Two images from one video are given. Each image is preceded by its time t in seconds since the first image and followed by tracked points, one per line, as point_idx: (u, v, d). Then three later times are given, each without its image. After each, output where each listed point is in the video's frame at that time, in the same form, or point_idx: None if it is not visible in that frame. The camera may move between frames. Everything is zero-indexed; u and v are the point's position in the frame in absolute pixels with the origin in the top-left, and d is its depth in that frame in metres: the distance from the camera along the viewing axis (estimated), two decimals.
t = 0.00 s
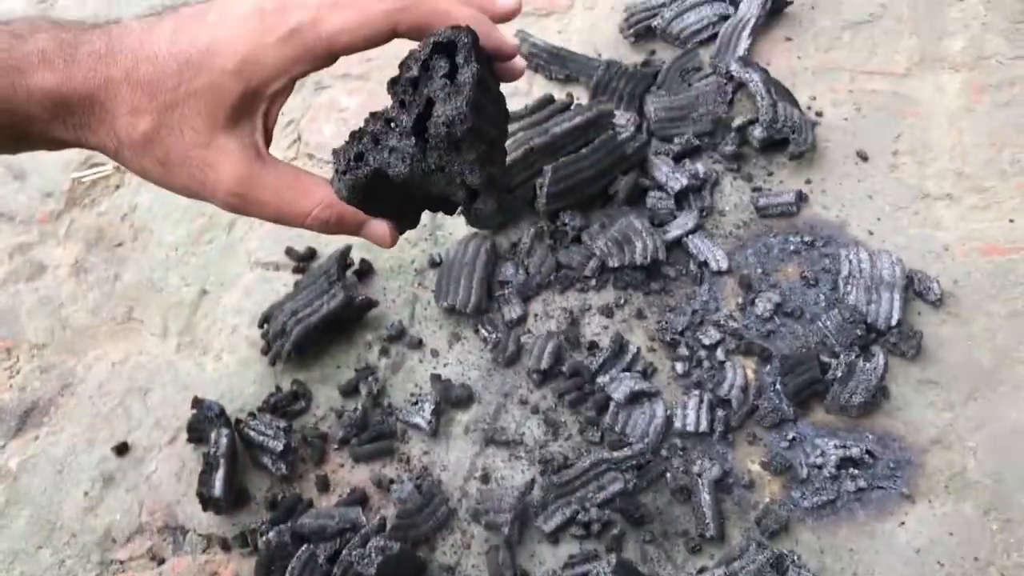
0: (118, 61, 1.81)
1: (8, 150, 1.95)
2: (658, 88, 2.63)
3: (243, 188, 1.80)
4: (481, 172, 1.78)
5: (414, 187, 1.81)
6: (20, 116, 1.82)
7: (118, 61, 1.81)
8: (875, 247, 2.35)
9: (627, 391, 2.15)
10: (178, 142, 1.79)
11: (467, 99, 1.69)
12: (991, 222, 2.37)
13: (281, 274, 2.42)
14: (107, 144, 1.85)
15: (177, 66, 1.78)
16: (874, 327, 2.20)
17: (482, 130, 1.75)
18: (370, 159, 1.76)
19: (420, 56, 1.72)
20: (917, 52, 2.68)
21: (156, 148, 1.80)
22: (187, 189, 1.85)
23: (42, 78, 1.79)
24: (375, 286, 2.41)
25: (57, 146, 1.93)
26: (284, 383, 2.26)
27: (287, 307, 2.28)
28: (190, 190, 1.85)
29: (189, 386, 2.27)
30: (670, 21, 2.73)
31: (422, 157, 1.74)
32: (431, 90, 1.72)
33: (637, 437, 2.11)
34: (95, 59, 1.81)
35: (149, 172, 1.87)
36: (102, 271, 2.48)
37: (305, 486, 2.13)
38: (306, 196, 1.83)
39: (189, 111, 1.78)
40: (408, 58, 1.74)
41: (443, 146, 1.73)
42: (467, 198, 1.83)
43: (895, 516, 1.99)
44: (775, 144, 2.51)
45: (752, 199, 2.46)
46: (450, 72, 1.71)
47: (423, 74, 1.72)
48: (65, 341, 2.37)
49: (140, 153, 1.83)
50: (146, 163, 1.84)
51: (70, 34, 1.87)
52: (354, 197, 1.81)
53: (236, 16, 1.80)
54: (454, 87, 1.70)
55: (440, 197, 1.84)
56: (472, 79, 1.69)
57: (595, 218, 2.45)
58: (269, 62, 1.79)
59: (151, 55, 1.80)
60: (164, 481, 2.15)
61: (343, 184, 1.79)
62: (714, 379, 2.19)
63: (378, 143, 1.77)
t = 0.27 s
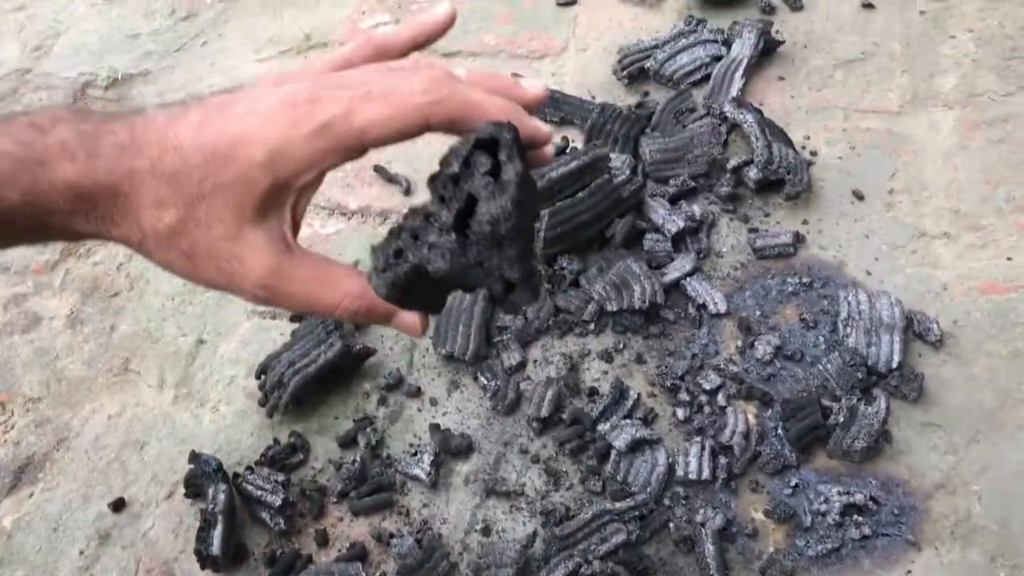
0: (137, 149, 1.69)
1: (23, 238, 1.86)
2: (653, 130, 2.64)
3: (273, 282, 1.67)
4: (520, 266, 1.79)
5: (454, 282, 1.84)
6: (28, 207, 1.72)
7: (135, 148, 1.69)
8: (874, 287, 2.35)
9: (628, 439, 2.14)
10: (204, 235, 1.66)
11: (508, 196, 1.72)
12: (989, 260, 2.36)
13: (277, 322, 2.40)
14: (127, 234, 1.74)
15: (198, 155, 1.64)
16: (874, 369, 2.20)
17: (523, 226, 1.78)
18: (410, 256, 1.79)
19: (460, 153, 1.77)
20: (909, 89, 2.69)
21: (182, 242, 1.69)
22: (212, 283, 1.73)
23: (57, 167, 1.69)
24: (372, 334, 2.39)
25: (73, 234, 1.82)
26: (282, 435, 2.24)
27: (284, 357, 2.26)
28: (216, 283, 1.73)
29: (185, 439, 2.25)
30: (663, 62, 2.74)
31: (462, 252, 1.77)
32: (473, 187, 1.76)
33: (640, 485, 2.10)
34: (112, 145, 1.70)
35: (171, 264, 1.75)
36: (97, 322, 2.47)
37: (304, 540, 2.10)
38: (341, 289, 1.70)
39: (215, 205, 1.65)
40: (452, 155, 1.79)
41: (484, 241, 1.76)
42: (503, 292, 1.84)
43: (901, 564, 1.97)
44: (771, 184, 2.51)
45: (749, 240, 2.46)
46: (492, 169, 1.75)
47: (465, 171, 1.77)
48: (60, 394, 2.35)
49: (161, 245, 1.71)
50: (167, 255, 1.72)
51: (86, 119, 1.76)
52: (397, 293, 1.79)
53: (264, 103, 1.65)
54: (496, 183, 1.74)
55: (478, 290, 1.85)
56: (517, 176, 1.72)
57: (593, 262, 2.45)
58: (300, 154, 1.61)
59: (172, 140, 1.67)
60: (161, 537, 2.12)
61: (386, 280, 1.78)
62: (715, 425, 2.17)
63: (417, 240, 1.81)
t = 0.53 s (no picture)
0: (140, 183, 1.77)
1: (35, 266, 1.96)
2: (647, 139, 2.62)
3: (272, 312, 1.73)
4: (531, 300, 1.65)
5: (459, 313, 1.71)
6: (37, 236, 1.83)
7: (138, 182, 1.77)
8: (872, 297, 2.32)
9: (624, 452, 2.11)
10: (204, 266, 1.74)
11: (518, 230, 1.59)
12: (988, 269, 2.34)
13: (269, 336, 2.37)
14: (130, 265, 1.83)
15: (199, 187, 1.72)
16: (873, 380, 2.17)
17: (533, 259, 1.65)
18: (415, 290, 1.67)
19: (467, 182, 1.63)
20: (906, 97, 2.67)
21: (180, 273, 1.76)
22: (213, 311, 1.80)
23: (62, 200, 1.80)
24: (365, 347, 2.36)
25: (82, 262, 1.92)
26: (274, 451, 2.21)
27: (276, 372, 2.23)
28: (217, 312, 1.80)
29: (176, 455, 2.22)
30: (658, 70, 2.72)
31: (469, 287, 1.64)
32: (480, 218, 1.63)
33: (636, 500, 2.06)
34: (116, 179, 1.79)
35: (170, 294, 1.83)
36: (86, 337, 2.44)
37: (296, 558, 2.07)
38: (338, 317, 1.75)
39: (214, 235, 1.72)
40: (457, 182, 1.65)
41: (492, 276, 1.63)
42: (513, 328, 1.70)
43: None
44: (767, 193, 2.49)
45: (745, 250, 2.44)
46: (501, 200, 1.62)
47: (472, 201, 1.63)
48: (48, 411, 2.32)
49: (163, 276, 1.79)
50: (170, 286, 1.80)
51: (93, 153, 1.86)
52: (400, 327, 1.69)
53: (263, 133, 1.70)
54: (506, 215, 1.62)
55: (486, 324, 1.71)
56: (527, 210, 1.60)
57: (587, 273, 2.42)
58: (298, 184, 1.67)
59: (174, 174, 1.75)
60: (151, 556, 2.08)
61: (389, 317, 1.68)
62: (713, 438, 2.15)
63: (422, 273, 1.67)
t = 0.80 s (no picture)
0: (127, 172, 1.77)
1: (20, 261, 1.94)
2: (641, 137, 2.63)
3: (260, 299, 1.72)
4: (518, 284, 1.65)
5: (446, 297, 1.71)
6: (24, 228, 1.81)
7: (125, 171, 1.77)
8: (866, 294, 2.33)
9: (619, 450, 2.11)
10: (191, 254, 1.73)
11: (506, 213, 1.60)
12: (981, 265, 2.34)
13: (263, 334, 2.37)
14: (116, 256, 1.82)
15: (186, 175, 1.72)
16: (868, 376, 2.17)
17: (520, 243, 1.65)
18: (402, 275, 1.67)
19: (454, 167, 1.64)
20: (899, 94, 2.68)
21: (168, 263, 1.76)
22: (201, 300, 1.80)
23: (48, 190, 1.78)
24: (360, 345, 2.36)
25: (68, 256, 1.91)
26: (268, 450, 2.21)
27: (270, 371, 2.23)
28: (204, 302, 1.79)
29: (171, 454, 2.22)
30: (651, 68, 2.71)
31: (456, 272, 1.64)
32: (467, 202, 1.63)
33: (631, 496, 2.06)
34: (102, 169, 1.78)
35: (157, 285, 1.82)
36: (80, 337, 2.44)
37: (292, 556, 2.07)
38: (327, 305, 1.75)
39: (201, 223, 1.71)
40: (442, 166, 1.66)
41: (480, 260, 1.63)
42: (501, 311, 1.69)
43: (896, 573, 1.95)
44: (761, 190, 2.49)
45: (739, 247, 2.44)
46: (487, 185, 1.63)
47: (458, 186, 1.64)
48: (43, 410, 2.32)
49: (150, 266, 1.78)
50: (157, 275, 1.79)
51: (80, 145, 1.85)
52: (389, 313, 1.70)
53: (251, 122, 1.72)
54: (493, 199, 1.62)
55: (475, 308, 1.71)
56: (513, 194, 1.60)
57: (582, 270, 2.42)
58: (285, 171, 1.68)
59: (160, 163, 1.75)
60: (147, 555, 2.08)
61: (378, 303, 1.69)
62: (707, 435, 2.15)
63: (410, 259, 1.67)
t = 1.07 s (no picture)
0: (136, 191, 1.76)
1: (26, 274, 1.94)
2: (638, 133, 2.63)
3: (268, 321, 1.72)
4: (528, 314, 1.63)
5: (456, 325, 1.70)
6: (31, 244, 1.81)
7: (134, 189, 1.76)
8: (863, 289, 2.33)
9: (617, 445, 2.11)
10: (199, 275, 1.73)
11: (518, 245, 1.58)
12: (977, 261, 2.35)
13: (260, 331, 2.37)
14: (123, 273, 1.82)
15: (196, 196, 1.72)
16: (864, 371, 2.18)
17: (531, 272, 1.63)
18: (411, 303, 1.66)
19: (466, 196, 1.63)
20: (895, 90, 2.68)
21: (176, 282, 1.76)
22: (209, 320, 1.80)
23: (57, 207, 1.78)
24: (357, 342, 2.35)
25: (75, 270, 1.91)
26: (265, 446, 2.20)
27: (267, 367, 2.23)
28: (212, 321, 1.79)
29: (167, 451, 2.21)
30: (647, 64, 2.71)
31: (466, 301, 1.62)
32: (479, 232, 1.61)
33: (628, 492, 2.06)
34: (111, 186, 1.78)
35: (165, 303, 1.82)
36: (77, 333, 2.43)
37: (289, 552, 2.08)
38: (336, 328, 1.75)
39: (210, 243, 1.71)
40: (455, 194, 1.65)
41: (491, 290, 1.61)
42: (510, 340, 1.67)
43: (892, 568, 1.96)
44: (758, 186, 2.49)
45: (736, 243, 2.44)
46: (500, 215, 1.61)
47: (470, 215, 1.62)
48: (39, 407, 2.32)
49: (158, 285, 1.78)
50: (165, 294, 1.79)
51: (88, 160, 1.85)
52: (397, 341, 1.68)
53: (261, 143, 1.71)
54: (506, 230, 1.60)
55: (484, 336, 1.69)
56: (526, 225, 1.59)
57: (579, 266, 2.43)
58: (295, 194, 1.68)
59: (170, 182, 1.74)
60: (144, 551, 2.08)
61: (387, 331, 1.68)
62: (704, 430, 2.15)
63: (420, 287, 1.66)
